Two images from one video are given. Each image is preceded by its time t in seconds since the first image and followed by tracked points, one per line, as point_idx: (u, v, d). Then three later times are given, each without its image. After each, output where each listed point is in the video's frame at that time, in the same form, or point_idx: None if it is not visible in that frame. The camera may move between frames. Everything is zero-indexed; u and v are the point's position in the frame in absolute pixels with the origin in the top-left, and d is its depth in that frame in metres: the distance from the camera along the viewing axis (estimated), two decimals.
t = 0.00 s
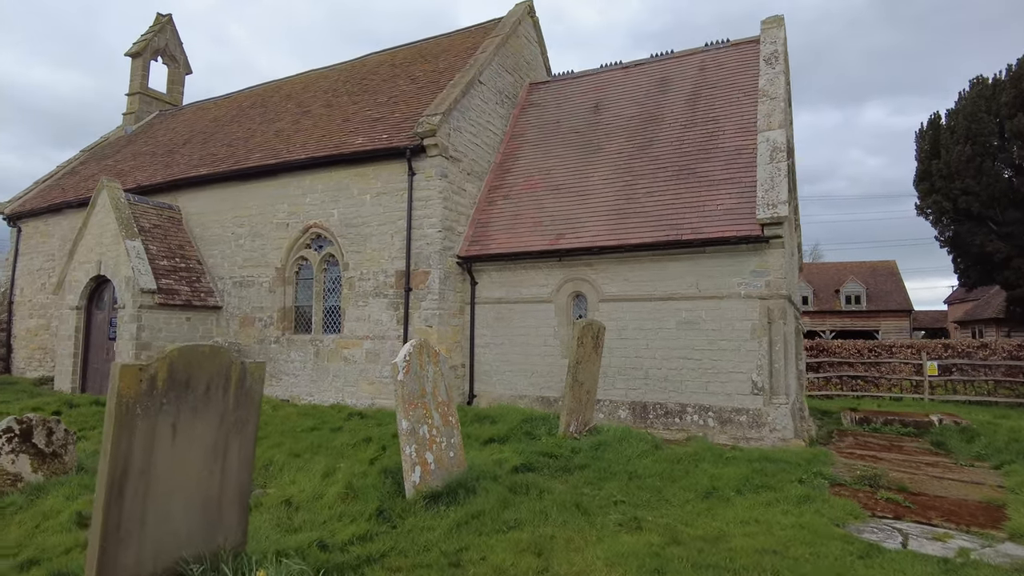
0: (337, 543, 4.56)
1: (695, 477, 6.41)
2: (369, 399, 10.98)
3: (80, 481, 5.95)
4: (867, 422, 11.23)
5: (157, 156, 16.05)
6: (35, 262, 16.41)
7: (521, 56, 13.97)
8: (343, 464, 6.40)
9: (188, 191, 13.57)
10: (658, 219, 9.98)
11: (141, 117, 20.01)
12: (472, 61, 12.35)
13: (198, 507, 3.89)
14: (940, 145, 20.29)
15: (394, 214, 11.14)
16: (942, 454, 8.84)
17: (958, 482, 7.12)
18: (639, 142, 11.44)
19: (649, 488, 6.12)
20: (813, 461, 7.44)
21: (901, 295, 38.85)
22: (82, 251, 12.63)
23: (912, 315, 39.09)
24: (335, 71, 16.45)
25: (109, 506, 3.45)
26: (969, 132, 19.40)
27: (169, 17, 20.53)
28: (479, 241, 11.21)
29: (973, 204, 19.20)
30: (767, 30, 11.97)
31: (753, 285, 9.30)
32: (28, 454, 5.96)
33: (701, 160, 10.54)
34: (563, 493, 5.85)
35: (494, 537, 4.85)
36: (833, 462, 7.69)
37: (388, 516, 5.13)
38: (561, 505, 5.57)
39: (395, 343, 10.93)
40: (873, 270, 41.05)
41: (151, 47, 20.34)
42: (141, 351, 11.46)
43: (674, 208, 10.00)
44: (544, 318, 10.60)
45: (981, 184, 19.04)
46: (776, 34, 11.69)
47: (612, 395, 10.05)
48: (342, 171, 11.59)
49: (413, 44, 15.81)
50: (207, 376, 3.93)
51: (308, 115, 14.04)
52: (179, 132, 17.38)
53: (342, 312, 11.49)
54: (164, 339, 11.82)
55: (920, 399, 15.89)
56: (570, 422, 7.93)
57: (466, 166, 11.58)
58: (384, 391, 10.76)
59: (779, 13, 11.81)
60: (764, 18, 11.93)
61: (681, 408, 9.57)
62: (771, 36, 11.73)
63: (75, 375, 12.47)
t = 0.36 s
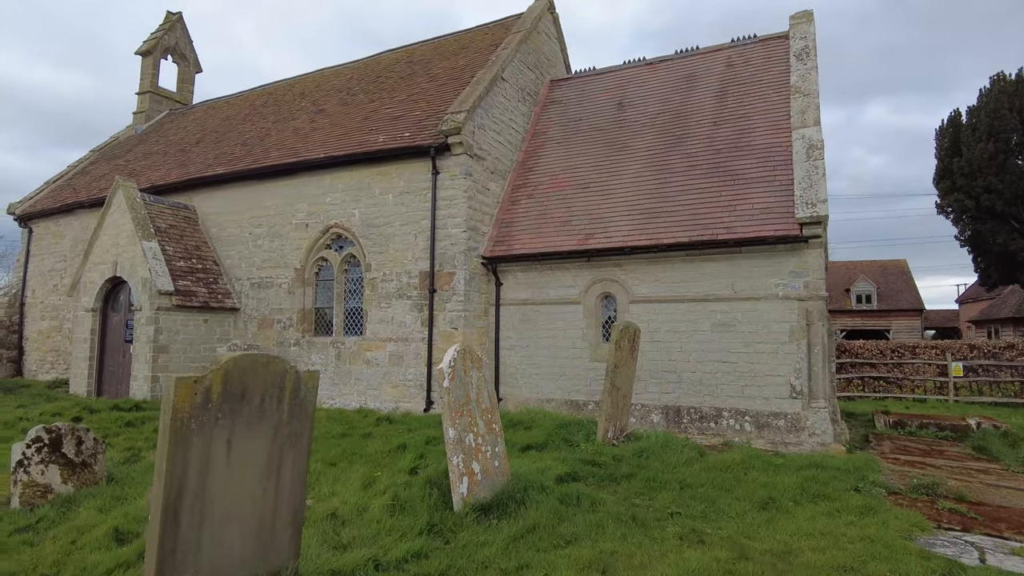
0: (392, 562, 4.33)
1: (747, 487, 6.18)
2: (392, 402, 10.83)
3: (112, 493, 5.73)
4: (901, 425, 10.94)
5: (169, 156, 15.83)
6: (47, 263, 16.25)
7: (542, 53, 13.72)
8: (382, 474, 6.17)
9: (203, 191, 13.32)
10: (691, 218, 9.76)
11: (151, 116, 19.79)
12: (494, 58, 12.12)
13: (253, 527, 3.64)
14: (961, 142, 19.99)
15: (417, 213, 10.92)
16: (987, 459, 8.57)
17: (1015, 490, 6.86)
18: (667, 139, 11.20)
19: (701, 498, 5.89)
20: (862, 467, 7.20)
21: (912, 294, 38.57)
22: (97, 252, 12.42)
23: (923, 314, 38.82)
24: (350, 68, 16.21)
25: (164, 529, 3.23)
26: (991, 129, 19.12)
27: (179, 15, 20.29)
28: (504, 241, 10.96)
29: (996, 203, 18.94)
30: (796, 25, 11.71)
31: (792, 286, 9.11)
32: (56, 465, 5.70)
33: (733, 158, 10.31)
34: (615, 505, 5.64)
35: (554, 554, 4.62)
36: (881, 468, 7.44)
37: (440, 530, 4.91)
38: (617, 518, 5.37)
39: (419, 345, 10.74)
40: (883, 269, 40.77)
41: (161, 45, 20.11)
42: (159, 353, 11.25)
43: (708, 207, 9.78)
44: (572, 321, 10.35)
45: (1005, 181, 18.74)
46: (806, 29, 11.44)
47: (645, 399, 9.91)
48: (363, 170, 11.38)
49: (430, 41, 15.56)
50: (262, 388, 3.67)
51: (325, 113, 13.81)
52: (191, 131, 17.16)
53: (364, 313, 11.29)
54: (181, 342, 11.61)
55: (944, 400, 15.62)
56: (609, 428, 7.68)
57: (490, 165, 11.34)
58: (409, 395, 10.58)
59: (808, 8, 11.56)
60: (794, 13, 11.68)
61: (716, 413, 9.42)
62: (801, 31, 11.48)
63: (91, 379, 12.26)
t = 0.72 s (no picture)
0: None
1: (803, 500, 5.98)
2: (418, 410, 10.67)
3: (152, 505, 5.55)
4: (939, 434, 10.61)
5: (186, 159, 15.69)
6: (62, 266, 16.12)
7: (565, 55, 13.59)
8: (427, 486, 5.99)
9: (223, 194, 13.17)
10: (728, 223, 9.68)
11: (166, 119, 19.67)
12: (521, 60, 11.99)
13: (322, 548, 3.44)
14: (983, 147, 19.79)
15: (444, 217, 10.78)
16: None
17: None
18: (697, 143, 11.08)
19: (758, 513, 5.70)
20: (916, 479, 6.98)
21: (924, 300, 38.28)
22: (117, 255, 12.26)
23: (936, 320, 38.52)
24: (368, 71, 16.08)
25: (240, 553, 3.02)
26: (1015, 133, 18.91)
27: (193, 18, 20.19)
28: (532, 246, 10.77)
29: (1020, 207, 18.73)
30: (827, 27, 11.55)
31: (831, 292, 8.97)
32: (96, 476, 5.53)
33: (768, 162, 10.21)
34: (673, 520, 5.49)
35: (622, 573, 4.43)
36: (932, 480, 7.22)
37: (500, 546, 4.73)
38: (678, 533, 5.22)
39: (446, 352, 10.57)
40: (894, 274, 40.51)
41: (176, 48, 20.01)
42: (181, 359, 11.08)
43: (744, 211, 9.70)
44: (604, 327, 10.16)
45: None
46: (838, 31, 11.28)
47: (680, 408, 9.75)
48: (389, 173, 11.25)
49: (450, 43, 15.43)
50: (333, 400, 3.50)
51: (346, 116, 13.67)
52: (208, 134, 17.03)
53: (389, 319, 11.14)
54: (203, 348, 11.43)
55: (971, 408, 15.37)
56: (651, 439, 7.50)
57: (517, 168, 11.18)
58: (436, 402, 10.41)
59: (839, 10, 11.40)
60: (825, 15, 11.53)
61: (754, 422, 9.26)
62: (833, 34, 11.32)
63: (110, 384, 12.09)
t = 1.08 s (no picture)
0: None
1: (870, 503, 5.77)
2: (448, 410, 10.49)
3: (200, 508, 5.35)
4: (980, 435, 10.41)
5: (205, 157, 15.54)
6: (79, 266, 15.97)
7: (592, 52, 13.43)
8: (482, 487, 5.82)
9: (246, 192, 13.00)
10: (768, 220, 9.51)
11: (181, 119, 19.54)
12: (550, 56, 11.85)
13: (411, 552, 3.25)
14: (1007, 146, 19.57)
15: (474, 215, 10.61)
16: None
17: None
18: (732, 141, 10.93)
19: (827, 516, 5.50)
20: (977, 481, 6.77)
21: (937, 302, 38.02)
22: (138, 254, 12.05)
23: (948, 322, 38.26)
24: (389, 69, 15.93)
25: (337, 558, 2.83)
26: None
27: (208, 16, 20.06)
28: (564, 243, 10.60)
29: None
30: (862, 22, 11.38)
31: (877, 290, 8.77)
32: (141, 478, 5.32)
33: (807, 159, 10.06)
34: (743, 523, 5.34)
35: None
36: (992, 482, 7.02)
37: (573, 551, 4.54)
38: (753, 536, 5.07)
39: (477, 351, 10.39)
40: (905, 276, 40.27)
41: (191, 47, 19.88)
42: (205, 359, 10.89)
43: (785, 209, 9.54)
44: (640, 327, 10.03)
45: None
46: (874, 26, 11.11)
47: (719, 409, 9.61)
48: (418, 171, 11.14)
49: (472, 41, 15.27)
50: (421, 397, 3.32)
51: (369, 114, 13.51)
52: (225, 132, 16.87)
53: (418, 318, 10.97)
54: (227, 348, 11.23)
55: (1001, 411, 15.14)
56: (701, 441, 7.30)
57: (548, 165, 11.00)
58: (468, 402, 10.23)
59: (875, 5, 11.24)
60: (861, 10, 11.36)
61: (797, 423, 9.08)
62: (869, 28, 11.15)
63: (131, 385, 11.86)
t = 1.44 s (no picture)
0: None
1: (946, 516, 5.52)
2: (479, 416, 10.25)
3: (247, 522, 5.11)
4: None
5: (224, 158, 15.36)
6: (96, 269, 15.80)
7: (619, 51, 13.23)
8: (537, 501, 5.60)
9: (268, 194, 12.81)
10: (811, 223, 9.35)
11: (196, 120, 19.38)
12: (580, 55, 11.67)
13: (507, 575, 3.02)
14: None
15: (506, 216, 10.39)
16: None
17: None
18: (768, 142, 10.77)
19: (903, 531, 5.25)
20: None
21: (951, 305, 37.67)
22: (159, 256, 11.80)
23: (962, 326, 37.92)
24: (409, 70, 15.75)
25: None
26: None
27: (224, 17, 19.91)
28: (598, 245, 10.38)
29: None
30: (899, 19, 11.17)
31: (926, 293, 8.52)
32: (186, 490, 5.07)
33: (847, 160, 9.85)
34: (818, 537, 5.11)
35: None
36: None
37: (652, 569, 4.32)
38: (833, 551, 4.83)
39: (509, 356, 10.15)
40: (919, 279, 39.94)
41: (206, 48, 19.72)
42: (230, 364, 10.66)
43: (827, 211, 9.37)
44: (678, 331, 9.86)
45: None
46: (913, 23, 10.89)
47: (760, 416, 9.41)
48: (447, 172, 10.94)
49: (495, 41, 15.09)
50: (519, 407, 3.10)
51: (393, 114, 13.32)
52: (242, 133, 16.69)
53: (447, 322, 10.76)
54: (251, 352, 11.00)
55: None
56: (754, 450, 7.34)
57: (580, 166, 10.78)
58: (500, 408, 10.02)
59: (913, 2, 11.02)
60: (898, 7, 11.15)
61: (843, 429, 8.84)
62: (908, 26, 10.94)
63: (152, 391, 11.63)
